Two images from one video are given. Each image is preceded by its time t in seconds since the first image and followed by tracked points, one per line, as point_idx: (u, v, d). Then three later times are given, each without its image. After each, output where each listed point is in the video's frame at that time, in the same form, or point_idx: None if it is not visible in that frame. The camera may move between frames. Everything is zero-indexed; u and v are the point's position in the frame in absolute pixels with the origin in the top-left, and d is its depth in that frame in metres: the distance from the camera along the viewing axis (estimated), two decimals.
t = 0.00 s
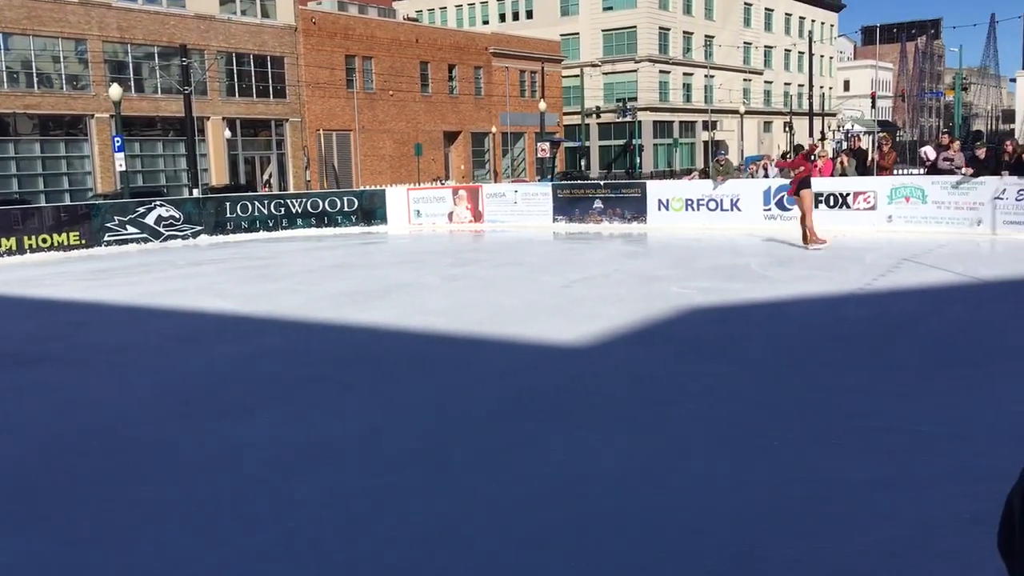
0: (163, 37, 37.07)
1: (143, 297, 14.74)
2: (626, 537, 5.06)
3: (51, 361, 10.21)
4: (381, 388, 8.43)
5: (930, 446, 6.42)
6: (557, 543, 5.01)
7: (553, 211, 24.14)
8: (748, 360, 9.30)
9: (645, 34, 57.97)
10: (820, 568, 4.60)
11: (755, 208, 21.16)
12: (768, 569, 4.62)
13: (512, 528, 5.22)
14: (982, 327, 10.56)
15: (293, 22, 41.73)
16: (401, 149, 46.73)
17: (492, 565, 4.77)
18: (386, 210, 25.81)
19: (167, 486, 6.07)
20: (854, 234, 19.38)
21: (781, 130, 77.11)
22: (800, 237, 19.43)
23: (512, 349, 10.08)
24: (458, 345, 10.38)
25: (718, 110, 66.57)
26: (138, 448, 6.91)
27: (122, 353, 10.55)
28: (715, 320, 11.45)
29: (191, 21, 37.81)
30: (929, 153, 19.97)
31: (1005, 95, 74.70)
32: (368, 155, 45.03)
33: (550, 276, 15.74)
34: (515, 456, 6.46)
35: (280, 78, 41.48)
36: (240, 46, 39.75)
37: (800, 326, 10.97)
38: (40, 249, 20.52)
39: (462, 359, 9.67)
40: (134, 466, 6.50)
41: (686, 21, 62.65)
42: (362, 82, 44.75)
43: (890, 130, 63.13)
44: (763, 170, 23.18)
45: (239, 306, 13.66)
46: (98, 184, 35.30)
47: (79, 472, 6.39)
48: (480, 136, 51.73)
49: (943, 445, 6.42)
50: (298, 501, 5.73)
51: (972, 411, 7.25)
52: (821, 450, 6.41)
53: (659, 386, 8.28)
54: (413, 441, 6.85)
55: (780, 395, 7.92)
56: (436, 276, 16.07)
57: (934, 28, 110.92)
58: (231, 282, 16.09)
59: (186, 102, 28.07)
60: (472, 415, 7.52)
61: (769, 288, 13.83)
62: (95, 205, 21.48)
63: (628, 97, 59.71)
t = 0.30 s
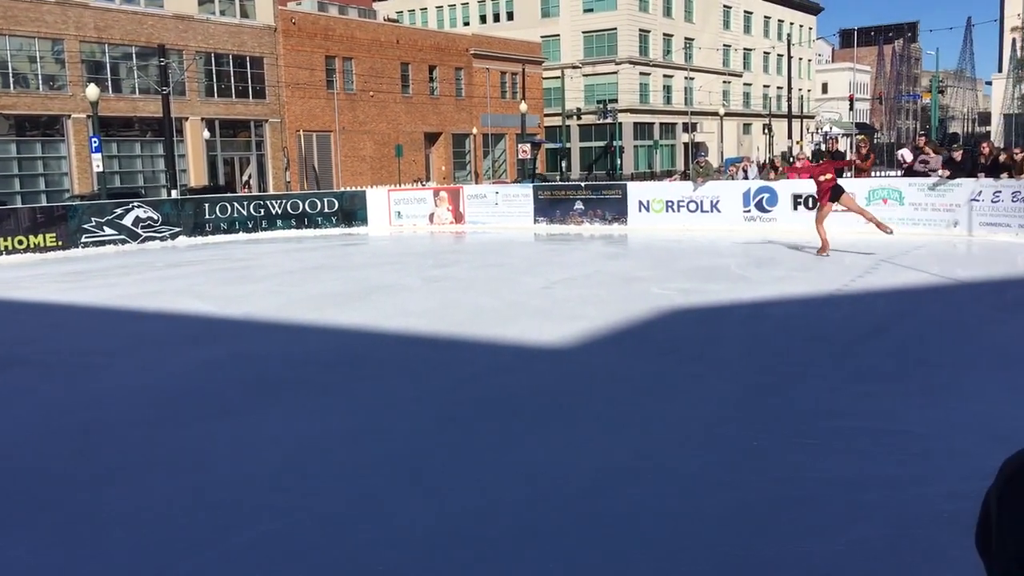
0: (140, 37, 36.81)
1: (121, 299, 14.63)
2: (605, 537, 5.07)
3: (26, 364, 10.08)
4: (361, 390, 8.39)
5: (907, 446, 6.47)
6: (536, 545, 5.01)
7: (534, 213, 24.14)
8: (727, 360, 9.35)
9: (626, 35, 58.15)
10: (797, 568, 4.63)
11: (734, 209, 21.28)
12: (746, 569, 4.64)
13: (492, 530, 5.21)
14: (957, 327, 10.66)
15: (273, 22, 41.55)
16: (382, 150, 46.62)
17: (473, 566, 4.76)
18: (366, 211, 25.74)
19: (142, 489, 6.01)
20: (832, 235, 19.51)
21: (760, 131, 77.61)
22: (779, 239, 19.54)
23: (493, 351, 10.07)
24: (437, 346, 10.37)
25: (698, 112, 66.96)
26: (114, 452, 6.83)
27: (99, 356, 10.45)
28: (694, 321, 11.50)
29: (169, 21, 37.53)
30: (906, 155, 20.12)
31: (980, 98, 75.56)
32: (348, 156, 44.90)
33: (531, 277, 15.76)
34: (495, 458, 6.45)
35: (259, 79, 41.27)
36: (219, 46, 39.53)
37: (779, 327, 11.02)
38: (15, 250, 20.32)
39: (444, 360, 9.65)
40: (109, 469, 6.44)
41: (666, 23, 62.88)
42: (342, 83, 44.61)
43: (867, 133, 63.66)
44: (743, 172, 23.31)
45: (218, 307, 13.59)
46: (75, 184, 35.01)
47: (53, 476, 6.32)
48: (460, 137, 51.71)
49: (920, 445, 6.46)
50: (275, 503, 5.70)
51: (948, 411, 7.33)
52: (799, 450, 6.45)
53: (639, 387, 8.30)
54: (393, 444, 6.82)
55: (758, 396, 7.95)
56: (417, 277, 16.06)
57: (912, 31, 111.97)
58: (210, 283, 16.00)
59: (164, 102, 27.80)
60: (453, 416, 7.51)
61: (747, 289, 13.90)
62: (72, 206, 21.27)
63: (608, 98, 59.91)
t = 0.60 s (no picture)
0: (129, 36, 36.64)
1: (111, 299, 14.56)
2: (598, 538, 5.08)
3: (13, 365, 10.02)
4: (352, 390, 8.39)
5: (897, 445, 6.51)
6: (528, 544, 5.02)
7: (524, 213, 24.16)
8: (718, 360, 9.38)
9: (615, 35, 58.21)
10: (790, 568, 4.64)
11: (724, 210, 21.36)
12: (739, 568, 4.65)
13: (484, 530, 5.22)
14: (947, 327, 10.72)
15: (262, 22, 41.43)
16: (372, 150, 46.56)
17: (468, 566, 4.75)
18: (356, 211, 25.71)
19: (133, 490, 5.99)
20: (821, 235, 19.60)
21: (749, 132, 77.90)
22: (768, 239, 19.63)
23: (485, 350, 10.07)
24: (429, 346, 10.36)
25: (687, 113, 67.21)
26: (104, 452, 6.79)
27: (89, 356, 10.40)
28: (685, 321, 11.54)
29: (157, 20, 37.39)
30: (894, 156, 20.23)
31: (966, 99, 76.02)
32: (337, 156, 44.83)
33: (522, 277, 15.78)
34: (487, 458, 6.46)
35: (248, 78, 41.14)
36: (208, 45, 39.41)
37: (770, 326, 11.07)
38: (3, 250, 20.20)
39: (435, 360, 9.65)
40: (99, 470, 6.41)
41: (655, 23, 63.00)
42: (331, 83, 44.53)
43: (855, 133, 63.92)
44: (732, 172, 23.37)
45: (209, 308, 13.53)
46: (63, 184, 34.82)
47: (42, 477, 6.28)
48: (450, 137, 51.67)
49: (910, 445, 6.50)
50: (267, 504, 5.69)
51: (939, 410, 7.38)
52: (790, 450, 6.48)
53: (632, 387, 8.31)
54: (385, 443, 6.83)
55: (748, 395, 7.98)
56: (408, 277, 16.04)
57: (899, 31, 112.69)
58: (200, 283, 15.95)
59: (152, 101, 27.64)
60: (444, 416, 7.51)
61: (738, 289, 13.94)
62: (60, 206, 21.15)
63: (597, 98, 60.03)
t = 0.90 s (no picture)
0: (114, 34, 36.42)
1: (94, 299, 14.45)
2: (581, 538, 5.07)
3: None
4: (337, 390, 8.35)
5: (881, 444, 6.54)
6: (511, 544, 5.00)
7: (511, 212, 24.15)
8: (704, 360, 9.39)
9: (602, 36, 58.25)
10: (775, 566, 4.66)
11: (710, 210, 21.42)
12: (722, 568, 4.65)
13: (468, 530, 5.20)
14: (931, 326, 10.78)
15: (247, 20, 41.26)
16: (358, 149, 46.44)
17: (450, 568, 4.73)
18: (342, 210, 25.67)
19: (112, 491, 5.94)
20: (806, 236, 19.66)
21: (735, 132, 78.18)
22: (753, 239, 19.70)
23: (471, 350, 10.06)
24: (415, 346, 10.33)
25: (673, 113, 67.40)
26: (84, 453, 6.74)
27: (70, 356, 10.32)
28: (670, 321, 11.55)
29: (142, 19, 37.23)
30: (879, 157, 20.32)
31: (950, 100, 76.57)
32: (323, 155, 44.71)
33: (509, 277, 15.75)
34: (471, 457, 6.45)
35: (233, 77, 40.99)
36: (193, 44, 39.23)
37: (755, 326, 11.10)
38: None
39: (421, 360, 9.63)
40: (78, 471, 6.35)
41: (642, 24, 63.10)
42: (318, 82, 44.39)
43: (840, 134, 64.24)
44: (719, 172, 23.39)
45: (193, 307, 13.44)
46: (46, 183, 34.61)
47: (20, 478, 6.22)
48: (437, 136, 51.60)
49: (893, 444, 6.53)
50: (249, 505, 5.65)
51: (922, 409, 7.42)
52: (773, 449, 6.50)
53: (617, 387, 8.32)
54: (369, 443, 6.80)
55: (732, 395, 8.00)
56: (396, 277, 15.98)
57: (884, 33, 113.37)
58: (184, 283, 15.86)
59: (137, 100, 27.48)
60: (428, 416, 7.49)
61: (723, 289, 13.97)
62: (43, 206, 21.02)
63: (584, 99, 60.10)
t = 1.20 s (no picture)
0: (95, 34, 36.19)
1: (75, 301, 14.36)
2: (566, 539, 5.08)
3: None
4: (322, 392, 8.34)
5: (864, 445, 6.58)
6: (496, 545, 5.02)
7: (495, 214, 24.14)
8: (687, 361, 9.44)
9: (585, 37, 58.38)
10: (757, 565, 4.70)
11: (693, 211, 21.51)
12: (705, 568, 4.68)
13: (451, 531, 5.21)
14: (912, 327, 10.88)
15: (230, 21, 41.09)
16: (342, 150, 46.32)
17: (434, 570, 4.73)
18: (326, 211, 25.61)
19: (94, 495, 5.90)
20: (789, 237, 19.78)
21: (718, 134, 78.55)
22: (736, 240, 19.81)
23: (455, 351, 10.09)
24: (399, 348, 10.33)
25: (657, 115, 67.66)
26: (65, 456, 6.71)
27: (51, 359, 10.23)
28: (653, 322, 11.60)
29: (123, 19, 37.00)
30: (859, 159, 20.47)
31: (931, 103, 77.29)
32: (307, 157, 44.58)
33: (492, 278, 15.77)
34: (455, 459, 6.44)
35: (216, 78, 40.79)
36: (175, 44, 39.03)
37: (738, 327, 11.15)
38: None
39: (404, 361, 9.64)
40: (58, 474, 6.30)
41: (626, 26, 63.31)
42: (301, 82, 44.25)
43: (822, 136, 64.68)
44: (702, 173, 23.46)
45: (176, 309, 13.38)
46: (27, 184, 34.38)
47: None
48: (421, 137, 51.55)
49: (877, 444, 6.59)
50: (233, 507, 5.63)
51: (905, 408, 7.49)
52: (757, 450, 6.53)
53: (601, 388, 8.35)
54: (351, 445, 6.79)
55: (714, 395, 8.05)
56: (379, 278, 15.96)
57: (866, 36, 114.27)
58: (167, 284, 15.78)
59: (119, 100, 27.30)
60: (415, 418, 7.49)
61: (706, 290, 14.04)
62: (24, 207, 20.87)
63: (568, 100, 60.20)
